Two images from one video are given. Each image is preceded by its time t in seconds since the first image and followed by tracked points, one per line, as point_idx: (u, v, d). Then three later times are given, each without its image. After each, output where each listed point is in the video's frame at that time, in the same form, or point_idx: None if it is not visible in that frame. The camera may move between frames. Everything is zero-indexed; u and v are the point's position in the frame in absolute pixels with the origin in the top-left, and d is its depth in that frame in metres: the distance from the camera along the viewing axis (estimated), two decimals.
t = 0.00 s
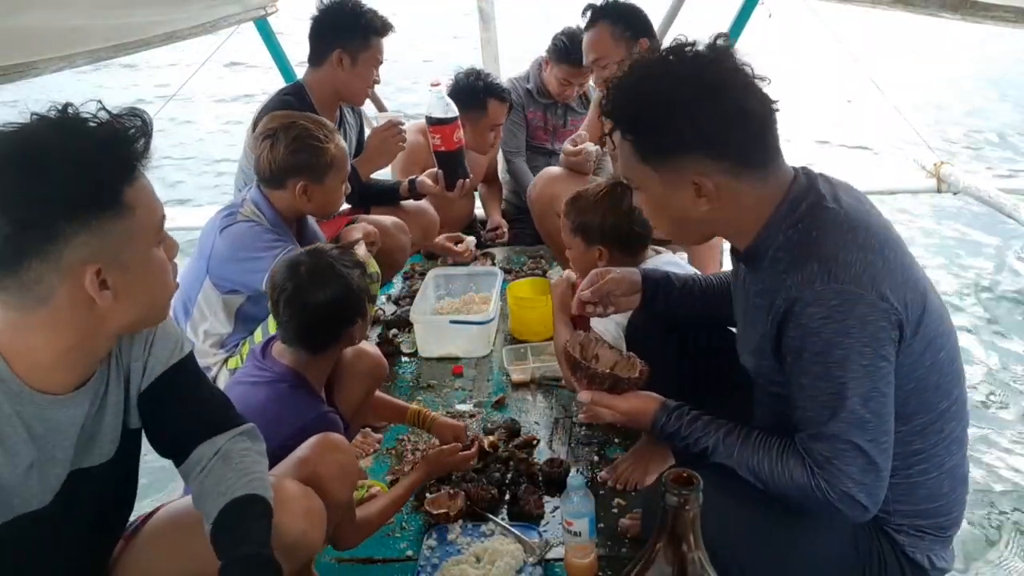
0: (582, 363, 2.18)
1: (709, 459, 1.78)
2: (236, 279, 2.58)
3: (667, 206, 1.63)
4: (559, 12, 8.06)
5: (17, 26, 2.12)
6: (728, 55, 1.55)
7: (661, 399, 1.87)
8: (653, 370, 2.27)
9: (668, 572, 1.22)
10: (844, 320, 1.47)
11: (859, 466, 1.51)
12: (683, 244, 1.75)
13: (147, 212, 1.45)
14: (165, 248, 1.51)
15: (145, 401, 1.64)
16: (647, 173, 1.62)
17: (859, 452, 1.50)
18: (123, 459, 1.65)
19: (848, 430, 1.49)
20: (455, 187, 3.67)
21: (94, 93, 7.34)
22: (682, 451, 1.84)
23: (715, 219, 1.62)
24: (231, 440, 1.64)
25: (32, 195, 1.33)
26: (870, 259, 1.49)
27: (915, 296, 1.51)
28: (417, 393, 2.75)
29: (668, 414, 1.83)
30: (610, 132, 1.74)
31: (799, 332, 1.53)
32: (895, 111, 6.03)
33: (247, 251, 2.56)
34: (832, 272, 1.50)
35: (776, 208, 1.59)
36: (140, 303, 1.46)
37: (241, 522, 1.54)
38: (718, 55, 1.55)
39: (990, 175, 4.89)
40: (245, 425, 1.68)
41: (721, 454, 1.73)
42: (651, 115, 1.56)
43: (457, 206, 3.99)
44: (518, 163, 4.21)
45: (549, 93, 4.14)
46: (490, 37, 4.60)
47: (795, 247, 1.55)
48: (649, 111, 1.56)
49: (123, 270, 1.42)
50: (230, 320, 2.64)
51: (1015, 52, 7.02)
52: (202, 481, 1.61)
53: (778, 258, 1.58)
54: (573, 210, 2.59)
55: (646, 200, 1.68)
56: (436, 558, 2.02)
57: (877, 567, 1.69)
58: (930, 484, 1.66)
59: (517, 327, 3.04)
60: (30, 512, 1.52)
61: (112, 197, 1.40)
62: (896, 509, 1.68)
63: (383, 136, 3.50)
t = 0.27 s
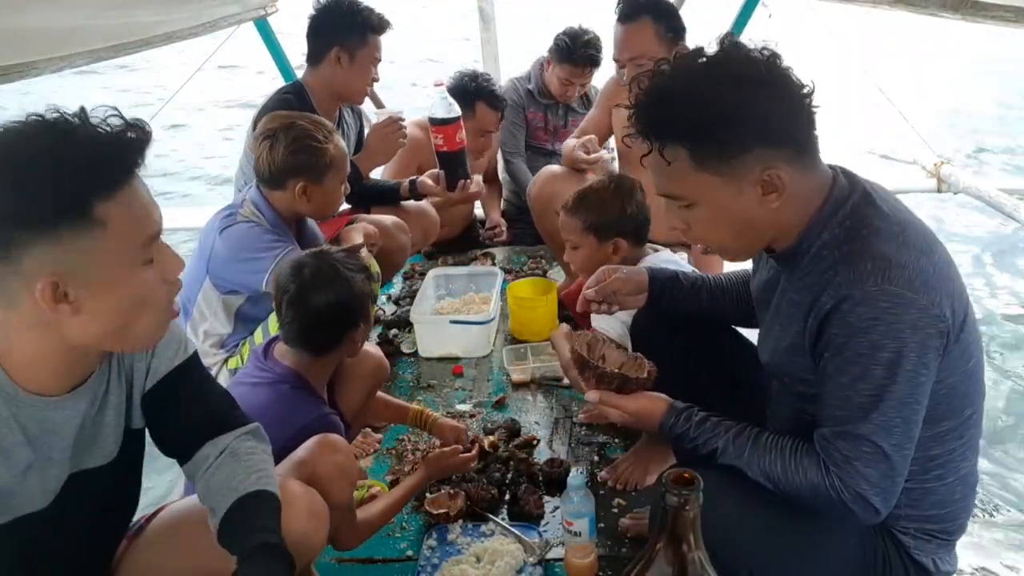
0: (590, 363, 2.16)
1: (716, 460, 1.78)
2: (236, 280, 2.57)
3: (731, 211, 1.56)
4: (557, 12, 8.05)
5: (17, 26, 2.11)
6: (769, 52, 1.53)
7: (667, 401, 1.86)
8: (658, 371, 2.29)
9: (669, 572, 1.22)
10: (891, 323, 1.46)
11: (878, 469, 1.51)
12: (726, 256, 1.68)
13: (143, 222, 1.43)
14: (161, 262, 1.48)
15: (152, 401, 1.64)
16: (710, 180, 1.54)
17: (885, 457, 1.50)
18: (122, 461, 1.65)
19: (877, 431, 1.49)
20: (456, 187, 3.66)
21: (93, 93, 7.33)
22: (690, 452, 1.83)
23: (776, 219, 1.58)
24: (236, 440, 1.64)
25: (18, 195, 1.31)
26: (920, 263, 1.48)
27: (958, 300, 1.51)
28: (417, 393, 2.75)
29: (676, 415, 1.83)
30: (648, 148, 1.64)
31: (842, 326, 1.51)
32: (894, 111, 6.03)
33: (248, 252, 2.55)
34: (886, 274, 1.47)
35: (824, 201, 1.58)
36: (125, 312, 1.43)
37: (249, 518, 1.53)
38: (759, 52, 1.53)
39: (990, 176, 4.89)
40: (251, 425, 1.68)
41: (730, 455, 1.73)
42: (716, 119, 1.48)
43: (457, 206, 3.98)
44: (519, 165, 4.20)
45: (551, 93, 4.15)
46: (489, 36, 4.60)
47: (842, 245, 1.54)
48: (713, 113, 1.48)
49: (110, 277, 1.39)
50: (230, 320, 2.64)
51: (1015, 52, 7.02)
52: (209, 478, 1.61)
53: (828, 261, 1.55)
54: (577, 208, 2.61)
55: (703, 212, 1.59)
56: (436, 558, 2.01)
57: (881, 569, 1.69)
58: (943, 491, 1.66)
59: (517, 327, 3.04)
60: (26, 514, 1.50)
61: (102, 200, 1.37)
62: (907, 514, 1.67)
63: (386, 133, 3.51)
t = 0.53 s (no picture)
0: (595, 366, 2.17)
1: (720, 461, 1.78)
2: (235, 279, 2.58)
3: (761, 215, 1.55)
4: (557, 12, 8.04)
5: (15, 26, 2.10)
6: (809, 53, 1.53)
7: (675, 404, 1.87)
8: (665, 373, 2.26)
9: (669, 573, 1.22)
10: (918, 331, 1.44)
11: (881, 474, 1.49)
12: (751, 260, 1.67)
13: (117, 266, 1.26)
14: (123, 314, 1.28)
15: (155, 405, 1.63)
16: (742, 182, 1.52)
17: (897, 461, 1.48)
18: (121, 464, 1.64)
19: (890, 435, 1.47)
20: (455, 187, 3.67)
21: (94, 92, 7.33)
22: (695, 453, 1.83)
23: (806, 224, 1.57)
24: (242, 438, 1.64)
25: None
26: (955, 269, 1.47)
27: (986, 308, 1.49)
28: (417, 393, 2.76)
29: (681, 417, 1.83)
30: (678, 148, 1.63)
31: (870, 330, 1.50)
32: (893, 111, 6.03)
33: (249, 253, 2.56)
34: (920, 280, 1.45)
35: (854, 207, 1.57)
36: (57, 351, 1.24)
37: (265, 513, 1.54)
38: (798, 53, 1.54)
39: (992, 176, 4.87)
40: (255, 425, 1.68)
41: (735, 458, 1.73)
42: (751, 120, 1.47)
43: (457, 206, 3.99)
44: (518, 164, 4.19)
45: (550, 93, 4.15)
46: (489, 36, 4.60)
47: (873, 248, 1.53)
48: (750, 116, 1.47)
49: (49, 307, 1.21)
50: (230, 320, 2.65)
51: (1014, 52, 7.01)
52: (212, 478, 1.61)
53: (858, 262, 1.54)
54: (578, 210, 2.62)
55: (731, 215, 1.58)
56: (436, 558, 2.01)
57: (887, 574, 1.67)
58: (950, 497, 1.65)
59: (516, 328, 3.04)
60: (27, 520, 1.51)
61: (75, 227, 1.23)
62: (913, 520, 1.66)
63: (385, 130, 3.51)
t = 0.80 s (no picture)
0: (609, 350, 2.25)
1: (726, 460, 1.78)
2: (232, 281, 2.59)
3: (773, 223, 1.55)
4: (555, 12, 8.03)
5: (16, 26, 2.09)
6: (820, 59, 1.52)
7: (684, 398, 1.88)
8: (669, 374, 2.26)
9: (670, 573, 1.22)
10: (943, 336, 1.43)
11: (893, 476, 1.49)
12: (766, 266, 1.67)
13: (101, 282, 1.24)
14: (109, 329, 1.27)
15: (151, 407, 1.63)
16: (753, 193, 1.52)
17: (910, 464, 1.48)
18: (120, 466, 1.64)
19: (901, 437, 1.47)
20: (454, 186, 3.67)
21: (92, 92, 7.32)
22: (699, 452, 1.83)
23: (821, 230, 1.57)
24: (241, 441, 1.64)
25: None
26: (978, 275, 1.46)
27: (1005, 313, 1.49)
28: (417, 393, 2.76)
29: (687, 413, 1.83)
30: (689, 158, 1.64)
31: (890, 333, 1.49)
32: (893, 111, 6.02)
33: (246, 253, 2.57)
34: (944, 284, 1.44)
35: (871, 211, 1.56)
36: (43, 369, 1.23)
37: (254, 518, 1.53)
38: (809, 58, 1.52)
39: (992, 177, 4.87)
40: (252, 427, 1.68)
41: (743, 455, 1.73)
42: (764, 135, 1.47)
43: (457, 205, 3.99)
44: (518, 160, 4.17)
45: (550, 93, 4.15)
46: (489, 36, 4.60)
47: (894, 251, 1.52)
48: (761, 127, 1.47)
49: (34, 327, 1.20)
50: (228, 321, 2.65)
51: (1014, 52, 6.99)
52: (215, 477, 1.60)
53: (880, 265, 1.54)
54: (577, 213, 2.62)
55: (744, 224, 1.58)
56: (436, 558, 2.02)
57: None
58: (957, 500, 1.65)
59: (517, 328, 3.04)
60: (28, 523, 1.51)
61: (54, 244, 1.21)
62: (919, 522, 1.66)
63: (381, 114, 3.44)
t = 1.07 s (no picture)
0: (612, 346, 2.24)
1: (727, 460, 1.78)
2: (233, 289, 2.59)
3: (774, 228, 1.55)
4: (555, 13, 8.02)
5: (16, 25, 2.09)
6: (818, 62, 1.52)
7: (686, 397, 1.89)
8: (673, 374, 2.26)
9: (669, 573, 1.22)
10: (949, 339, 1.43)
11: (897, 477, 1.49)
12: (771, 267, 1.67)
13: (101, 286, 1.24)
14: (109, 331, 1.27)
15: (151, 406, 1.63)
16: (752, 197, 1.53)
17: (914, 465, 1.48)
18: (120, 466, 1.64)
19: (904, 437, 1.47)
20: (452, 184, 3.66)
21: (93, 93, 7.33)
22: (701, 450, 1.83)
23: (823, 232, 1.56)
24: (240, 439, 1.64)
25: None
26: (984, 277, 1.46)
27: (1009, 316, 1.49)
28: (417, 393, 2.76)
29: (690, 411, 1.84)
30: (688, 162, 1.64)
31: (897, 334, 1.49)
32: (894, 111, 6.02)
33: (246, 256, 2.56)
34: (950, 285, 1.44)
35: (876, 214, 1.56)
36: (42, 369, 1.24)
37: (250, 513, 1.53)
38: (807, 62, 1.52)
39: (992, 179, 4.87)
40: (251, 426, 1.67)
41: (746, 454, 1.73)
42: (761, 140, 1.47)
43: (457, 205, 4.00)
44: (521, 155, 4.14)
45: (550, 91, 4.14)
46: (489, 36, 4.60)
47: (900, 253, 1.52)
48: (758, 131, 1.47)
49: (35, 329, 1.20)
50: (230, 325, 2.65)
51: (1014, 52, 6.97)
52: (214, 475, 1.60)
53: (886, 267, 1.54)
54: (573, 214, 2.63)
55: (746, 228, 1.58)
56: (436, 557, 2.02)
57: None
58: (960, 501, 1.65)
59: (516, 327, 3.04)
60: (28, 521, 1.51)
61: (55, 249, 1.20)
62: (920, 522, 1.67)
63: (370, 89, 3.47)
